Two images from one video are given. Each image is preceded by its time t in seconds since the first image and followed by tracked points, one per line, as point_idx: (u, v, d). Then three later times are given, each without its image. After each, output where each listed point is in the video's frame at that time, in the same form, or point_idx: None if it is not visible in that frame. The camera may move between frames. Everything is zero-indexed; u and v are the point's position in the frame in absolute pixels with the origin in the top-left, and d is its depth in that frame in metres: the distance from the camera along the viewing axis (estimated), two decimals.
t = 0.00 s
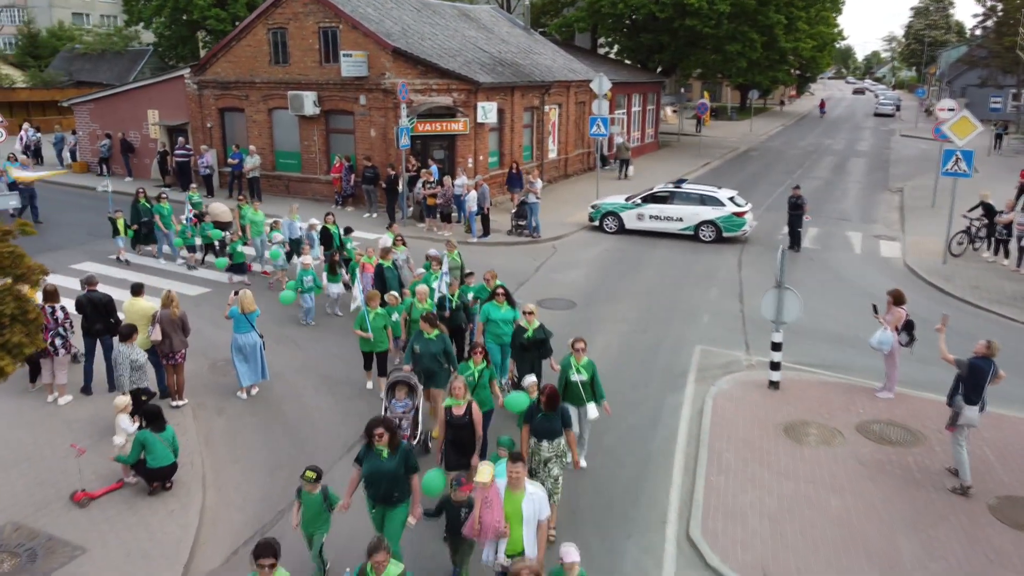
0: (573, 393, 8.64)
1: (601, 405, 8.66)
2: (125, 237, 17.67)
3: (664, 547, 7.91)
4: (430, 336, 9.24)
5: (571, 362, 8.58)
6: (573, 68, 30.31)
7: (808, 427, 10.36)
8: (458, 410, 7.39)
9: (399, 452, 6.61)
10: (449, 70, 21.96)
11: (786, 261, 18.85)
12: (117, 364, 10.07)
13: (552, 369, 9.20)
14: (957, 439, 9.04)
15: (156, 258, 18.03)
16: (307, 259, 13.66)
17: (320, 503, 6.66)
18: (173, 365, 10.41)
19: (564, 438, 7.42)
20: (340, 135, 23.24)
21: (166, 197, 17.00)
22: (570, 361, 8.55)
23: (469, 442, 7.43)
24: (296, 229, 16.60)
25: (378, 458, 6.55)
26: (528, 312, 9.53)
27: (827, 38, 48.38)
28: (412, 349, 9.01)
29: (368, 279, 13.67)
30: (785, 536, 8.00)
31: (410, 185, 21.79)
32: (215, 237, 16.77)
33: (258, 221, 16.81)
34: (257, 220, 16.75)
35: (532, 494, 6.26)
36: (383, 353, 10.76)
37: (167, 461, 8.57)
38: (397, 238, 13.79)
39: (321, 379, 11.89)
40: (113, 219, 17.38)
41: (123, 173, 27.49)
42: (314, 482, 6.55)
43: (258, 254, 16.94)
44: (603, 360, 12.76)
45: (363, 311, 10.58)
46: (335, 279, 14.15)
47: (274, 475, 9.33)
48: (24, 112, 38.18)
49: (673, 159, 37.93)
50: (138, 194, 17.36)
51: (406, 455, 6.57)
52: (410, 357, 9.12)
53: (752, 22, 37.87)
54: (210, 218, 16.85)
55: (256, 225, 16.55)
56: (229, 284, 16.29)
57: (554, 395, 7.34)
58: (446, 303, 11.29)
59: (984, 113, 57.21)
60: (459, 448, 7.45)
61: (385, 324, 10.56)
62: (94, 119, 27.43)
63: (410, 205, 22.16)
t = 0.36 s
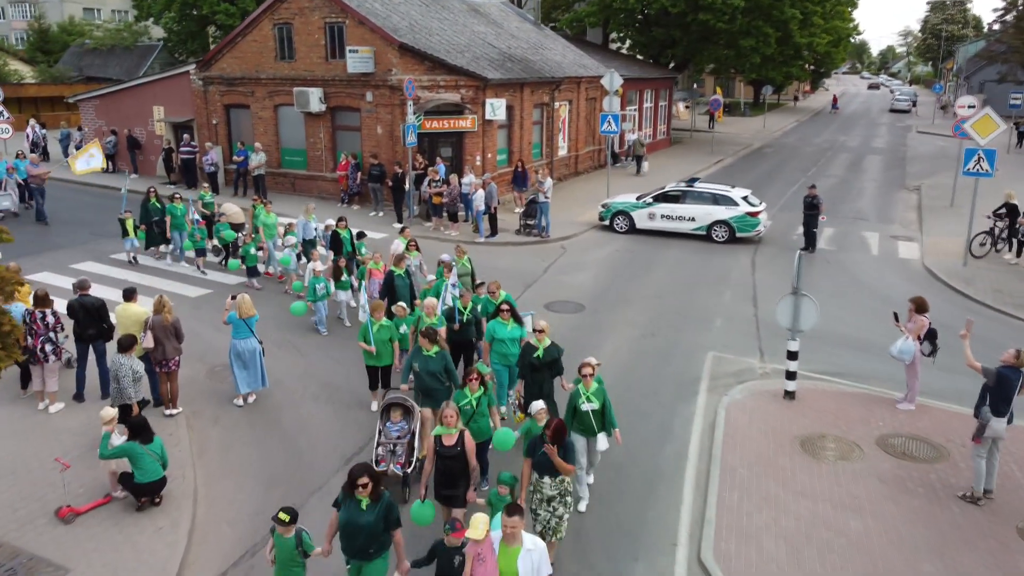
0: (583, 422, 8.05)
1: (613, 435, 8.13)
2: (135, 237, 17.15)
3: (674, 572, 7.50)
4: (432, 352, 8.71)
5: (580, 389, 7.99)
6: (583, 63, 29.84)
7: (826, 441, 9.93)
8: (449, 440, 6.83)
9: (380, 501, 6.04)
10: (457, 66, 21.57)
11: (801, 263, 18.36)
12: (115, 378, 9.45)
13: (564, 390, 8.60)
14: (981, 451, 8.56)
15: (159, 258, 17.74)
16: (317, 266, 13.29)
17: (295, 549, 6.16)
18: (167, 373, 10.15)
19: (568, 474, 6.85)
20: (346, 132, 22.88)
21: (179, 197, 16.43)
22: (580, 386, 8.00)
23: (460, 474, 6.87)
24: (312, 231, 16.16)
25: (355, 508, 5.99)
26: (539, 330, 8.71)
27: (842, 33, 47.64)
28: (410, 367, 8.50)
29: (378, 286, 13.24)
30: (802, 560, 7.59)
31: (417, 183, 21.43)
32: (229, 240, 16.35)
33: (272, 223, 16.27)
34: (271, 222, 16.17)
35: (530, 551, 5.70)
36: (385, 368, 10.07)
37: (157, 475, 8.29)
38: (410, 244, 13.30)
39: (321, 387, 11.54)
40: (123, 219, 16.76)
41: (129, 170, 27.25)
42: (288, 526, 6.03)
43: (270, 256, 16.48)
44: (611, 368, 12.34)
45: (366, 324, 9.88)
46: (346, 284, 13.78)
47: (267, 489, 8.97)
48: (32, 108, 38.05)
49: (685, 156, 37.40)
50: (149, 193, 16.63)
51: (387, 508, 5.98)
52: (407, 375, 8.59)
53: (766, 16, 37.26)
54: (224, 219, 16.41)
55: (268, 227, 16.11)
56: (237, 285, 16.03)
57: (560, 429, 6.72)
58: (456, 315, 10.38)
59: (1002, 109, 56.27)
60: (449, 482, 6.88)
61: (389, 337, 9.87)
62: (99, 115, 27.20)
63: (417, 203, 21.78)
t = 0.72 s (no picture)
0: (593, 453, 7.46)
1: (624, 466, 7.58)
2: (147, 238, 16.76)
3: None
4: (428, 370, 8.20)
5: (589, 417, 7.41)
6: (595, 57, 29.35)
7: (845, 454, 9.49)
8: (438, 481, 6.17)
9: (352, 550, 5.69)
10: (465, 60, 21.13)
11: (817, 263, 17.87)
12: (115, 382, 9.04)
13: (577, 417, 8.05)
14: (1011, 469, 8.06)
15: (163, 256, 17.44)
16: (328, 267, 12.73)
17: None
18: (161, 379, 9.79)
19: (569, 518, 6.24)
20: (354, 128, 22.51)
21: (191, 197, 15.84)
22: (590, 415, 7.41)
23: (451, 518, 6.19)
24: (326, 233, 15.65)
25: (324, 556, 5.65)
26: (551, 349, 8.09)
27: (859, 26, 46.87)
28: (404, 388, 8.00)
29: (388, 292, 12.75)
30: None
31: (424, 179, 21.04)
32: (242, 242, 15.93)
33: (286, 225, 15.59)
34: (285, 224, 15.49)
35: None
36: (387, 386, 9.31)
37: (146, 489, 7.92)
38: (421, 248, 12.79)
39: (321, 393, 11.17)
40: (136, 219, 16.36)
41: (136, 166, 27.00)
42: None
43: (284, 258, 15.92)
44: (621, 374, 11.92)
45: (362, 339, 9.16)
46: (357, 288, 12.99)
47: (261, 502, 8.62)
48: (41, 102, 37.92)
49: (698, 151, 36.83)
50: (160, 192, 16.42)
51: (360, 559, 5.65)
52: (402, 396, 8.12)
53: (782, 9, 36.60)
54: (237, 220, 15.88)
55: (281, 228, 15.51)
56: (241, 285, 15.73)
57: (563, 468, 6.06)
58: (463, 329, 9.85)
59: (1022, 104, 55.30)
60: (438, 526, 6.22)
61: (389, 353, 9.11)
62: (106, 110, 26.94)
63: (424, 200, 21.39)
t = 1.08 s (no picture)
0: (609, 493, 6.68)
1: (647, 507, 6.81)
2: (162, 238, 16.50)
3: None
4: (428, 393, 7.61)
5: (606, 454, 6.65)
6: (611, 52, 28.84)
7: (869, 471, 9.04)
8: (423, 528, 5.92)
9: None
10: (478, 55, 20.69)
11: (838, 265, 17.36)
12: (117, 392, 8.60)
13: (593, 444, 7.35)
14: None
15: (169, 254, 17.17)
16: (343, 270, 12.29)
17: None
18: (157, 386, 9.53)
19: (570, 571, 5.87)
20: (365, 124, 22.16)
21: (206, 196, 15.68)
22: (608, 451, 6.64)
23: (438, 570, 5.93)
24: (345, 237, 14.88)
25: None
26: (561, 375, 7.51)
27: (881, 20, 46.00)
28: (401, 413, 7.40)
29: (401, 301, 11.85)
30: None
31: (435, 177, 20.68)
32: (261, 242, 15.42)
33: (303, 226, 15.19)
34: (302, 225, 15.12)
35: None
36: (386, 404, 8.84)
37: (137, 504, 7.63)
38: (438, 256, 11.94)
39: (325, 401, 10.85)
40: (150, 219, 16.07)
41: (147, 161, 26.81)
42: None
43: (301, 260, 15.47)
44: (636, 382, 11.50)
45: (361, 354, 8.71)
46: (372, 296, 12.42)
47: (257, 517, 8.30)
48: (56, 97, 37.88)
49: (716, 147, 36.22)
50: (176, 192, 15.87)
51: None
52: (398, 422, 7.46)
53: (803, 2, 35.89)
54: (255, 220, 15.38)
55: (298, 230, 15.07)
56: (247, 285, 15.44)
57: (563, 513, 5.76)
58: (472, 345, 9.24)
59: None
60: None
61: (388, 369, 8.63)
62: (117, 105, 26.75)
63: (435, 198, 21.03)
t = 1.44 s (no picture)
0: (614, 543, 6.12)
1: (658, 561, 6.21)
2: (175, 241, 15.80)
3: None
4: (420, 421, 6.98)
5: (613, 501, 6.08)
6: (623, 50, 28.39)
7: (890, 490, 8.63)
8: None
9: None
10: (487, 53, 20.31)
11: (855, 269, 16.88)
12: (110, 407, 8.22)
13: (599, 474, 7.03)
14: None
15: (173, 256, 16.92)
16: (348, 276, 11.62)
17: None
18: (150, 395, 9.26)
19: None
20: (372, 123, 21.83)
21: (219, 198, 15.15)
22: (614, 499, 6.08)
23: None
24: (360, 243, 13.84)
25: None
26: (563, 404, 6.86)
27: (898, 16, 45.26)
28: (390, 445, 6.77)
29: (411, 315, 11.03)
30: None
31: (443, 177, 20.32)
32: (273, 246, 14.95)
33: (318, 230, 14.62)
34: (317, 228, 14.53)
35: None
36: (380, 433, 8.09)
37: (122, 523, 7.34)
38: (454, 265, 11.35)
39: (324, 411, 10.52)
40: (162, 223, 15.54)
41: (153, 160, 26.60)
42: None
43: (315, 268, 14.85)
44: (646, 392, 11.12)
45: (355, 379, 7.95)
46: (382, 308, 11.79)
47: (249, 535, 7.98)
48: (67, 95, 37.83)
49: (730, 147, 35.69)
50: (190, 193, 15.49)
51: None
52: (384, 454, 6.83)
53: None
54: (268, 223, 14.91)
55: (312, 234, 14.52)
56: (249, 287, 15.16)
57: None
58: (476, 369, 8.34)
59: None
60: None
61: (384, 397, 7.92)
62: (124, 103, 26.54)
63: (443, 198, 20.67)
